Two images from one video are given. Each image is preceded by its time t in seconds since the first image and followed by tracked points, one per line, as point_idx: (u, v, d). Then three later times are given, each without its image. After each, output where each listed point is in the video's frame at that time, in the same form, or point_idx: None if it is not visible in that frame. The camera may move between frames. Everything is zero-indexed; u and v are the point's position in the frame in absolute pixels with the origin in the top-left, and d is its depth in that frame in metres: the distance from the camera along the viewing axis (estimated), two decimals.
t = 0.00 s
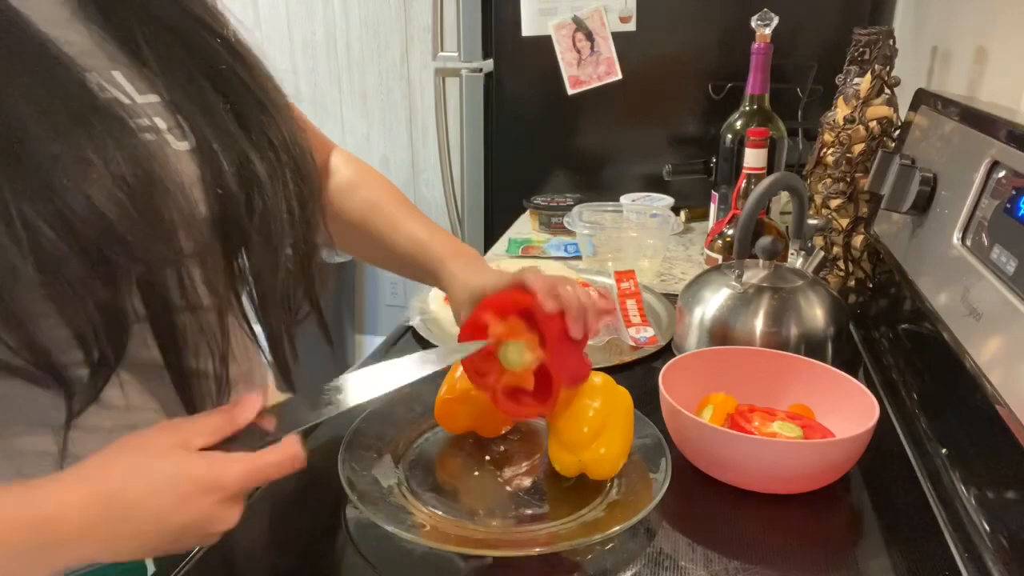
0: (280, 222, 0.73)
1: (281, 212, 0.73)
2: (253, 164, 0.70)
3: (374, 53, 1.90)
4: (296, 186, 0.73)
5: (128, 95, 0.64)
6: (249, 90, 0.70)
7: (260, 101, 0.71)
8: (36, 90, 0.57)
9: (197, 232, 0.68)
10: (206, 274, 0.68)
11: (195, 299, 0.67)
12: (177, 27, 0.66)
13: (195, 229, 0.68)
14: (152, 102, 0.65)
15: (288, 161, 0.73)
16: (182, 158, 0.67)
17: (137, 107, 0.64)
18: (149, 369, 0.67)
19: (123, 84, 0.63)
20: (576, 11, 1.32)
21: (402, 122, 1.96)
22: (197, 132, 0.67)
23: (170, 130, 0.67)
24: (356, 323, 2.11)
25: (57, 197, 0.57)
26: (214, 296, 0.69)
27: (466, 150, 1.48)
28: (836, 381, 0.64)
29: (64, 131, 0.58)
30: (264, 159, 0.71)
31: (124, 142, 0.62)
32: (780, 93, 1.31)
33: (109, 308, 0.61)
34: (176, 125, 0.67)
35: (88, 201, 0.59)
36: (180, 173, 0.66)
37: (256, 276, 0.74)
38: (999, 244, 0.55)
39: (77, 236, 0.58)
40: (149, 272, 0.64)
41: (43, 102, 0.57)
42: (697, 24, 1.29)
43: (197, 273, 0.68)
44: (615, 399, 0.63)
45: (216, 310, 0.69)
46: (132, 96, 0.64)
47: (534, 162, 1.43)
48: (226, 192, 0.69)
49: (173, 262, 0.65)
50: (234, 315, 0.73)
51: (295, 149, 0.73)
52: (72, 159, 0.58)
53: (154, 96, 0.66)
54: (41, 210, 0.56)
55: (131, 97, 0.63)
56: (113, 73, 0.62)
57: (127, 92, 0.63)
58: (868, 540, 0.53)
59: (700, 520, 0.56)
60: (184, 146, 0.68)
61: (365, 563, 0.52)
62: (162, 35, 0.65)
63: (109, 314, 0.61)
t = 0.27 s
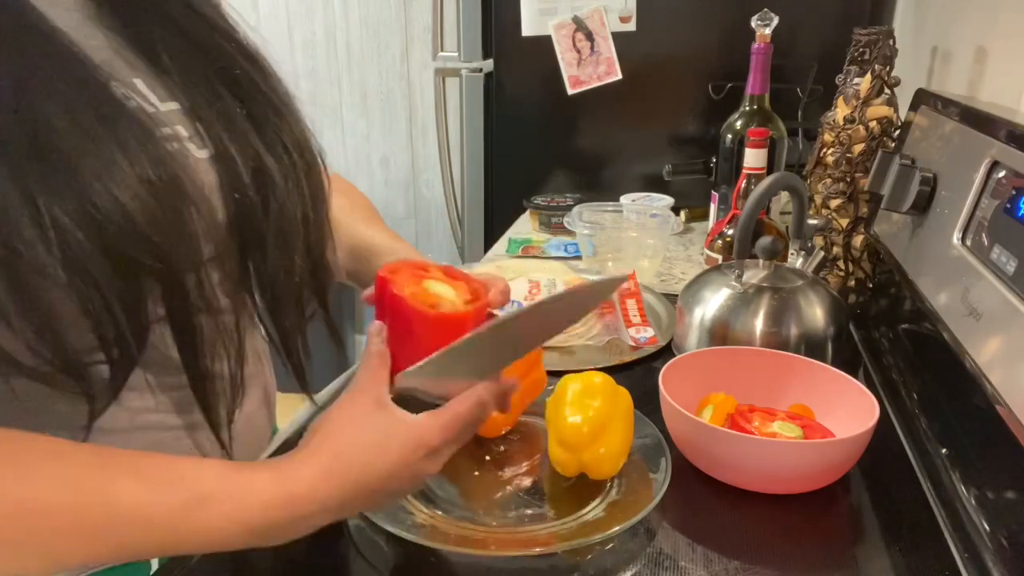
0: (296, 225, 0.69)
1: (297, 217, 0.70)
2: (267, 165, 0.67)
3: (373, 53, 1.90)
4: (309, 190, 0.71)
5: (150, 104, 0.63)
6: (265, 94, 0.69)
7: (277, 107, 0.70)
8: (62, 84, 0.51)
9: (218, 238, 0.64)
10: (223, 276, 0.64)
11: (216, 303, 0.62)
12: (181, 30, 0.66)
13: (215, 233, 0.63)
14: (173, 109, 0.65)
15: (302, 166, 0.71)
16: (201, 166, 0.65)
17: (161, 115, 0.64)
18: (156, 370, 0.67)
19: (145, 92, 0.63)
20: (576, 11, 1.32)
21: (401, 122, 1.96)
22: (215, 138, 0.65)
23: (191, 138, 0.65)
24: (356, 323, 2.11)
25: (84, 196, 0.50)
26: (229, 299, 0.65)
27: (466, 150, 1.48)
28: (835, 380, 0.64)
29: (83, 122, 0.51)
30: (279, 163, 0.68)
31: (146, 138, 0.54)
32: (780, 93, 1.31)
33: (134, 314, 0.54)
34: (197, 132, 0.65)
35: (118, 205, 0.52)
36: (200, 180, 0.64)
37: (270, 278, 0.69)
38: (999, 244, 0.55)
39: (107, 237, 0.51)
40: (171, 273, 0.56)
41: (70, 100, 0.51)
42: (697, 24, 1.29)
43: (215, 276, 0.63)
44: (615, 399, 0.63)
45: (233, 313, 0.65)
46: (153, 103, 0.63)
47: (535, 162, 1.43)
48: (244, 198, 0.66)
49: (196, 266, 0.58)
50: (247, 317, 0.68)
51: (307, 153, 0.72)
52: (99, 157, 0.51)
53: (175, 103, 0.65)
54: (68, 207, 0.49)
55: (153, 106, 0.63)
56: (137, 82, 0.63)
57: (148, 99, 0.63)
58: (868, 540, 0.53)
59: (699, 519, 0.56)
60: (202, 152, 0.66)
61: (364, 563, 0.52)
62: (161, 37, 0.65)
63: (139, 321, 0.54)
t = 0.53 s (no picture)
0: (301, 230, 0.68)
1: (303, 221, 0.68)
2: (272, 167, 0.66)
3: (373, 53, 1.90)
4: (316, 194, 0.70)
5: (155, 108, 0.64)
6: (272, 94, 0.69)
7: (283, 109, 0.69)
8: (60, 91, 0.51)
9: (221, 242, 0.63)
10: (227, 281, 0.63)
11: (218, 308, 0.62)
12: (181, 29, 0.66)
13: (218, 239, 0.63)
14: (179, 112, 0.65)
15: (308, 171, 0.70)
16: (206, 169, 0.64)
17: (168, 118, 0.64)
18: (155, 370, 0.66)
19: (152, 95, 0.64)
20: (576, 11, 1.32)
21: (401, 122, 1.96)
22: (221, 142, 0.64)
23: (197, 141, 0.65)
24: (356, 323, 2.11)
25: (82, 202, 0.50)
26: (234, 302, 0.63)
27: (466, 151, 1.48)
28: (835, 380, 0.64)
29: (83, 126, 0.51)
30: (283, 164, 0.67)
31: (150, 144, 0.55)
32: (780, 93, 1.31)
33: (132, 321, 0.53)
34: (202, 135, 0.64)
35: (115, 210, 0.51)
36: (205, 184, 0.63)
37: (275, 284, 0.69)
38: (999, 244, 0.55)
39: (104, 245, 0.51)
40: (171, 280, 0.55)
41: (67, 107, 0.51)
42: (697, 24, 1.29)
43: (218, 281, 0.62)
44: (615, 399, 0.63)
45: (236, 318, 0.64)
46: (159, 107, 0.64)
47: (535, 162, 1.43)
48: (250, 204, 0.65)
49: (197, 271, 0.58)
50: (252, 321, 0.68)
51: (313, 153, 0.71)
52: (96, 163, 0.51)
53: (181, 105, 0.65)
54: (64, 214, 0.49)
55: (157, 111, 0.63)
56: (141, 84, 0.64)
57: (154, 103, 0.64)
58: (868, 540, 0.53)
59: (699, 519, 0.56)
60: (209, 157, 0.65)
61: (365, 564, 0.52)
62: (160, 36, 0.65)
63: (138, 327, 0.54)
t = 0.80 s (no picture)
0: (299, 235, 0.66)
1: (302, 227, 0.67)
2: (269, 173, 0.64)
3: (373, 53, 1.90)
4: (315, 199, 0.68)
5: (150, 111, 0.61)
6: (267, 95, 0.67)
7: (285, 117, 0.68)
8: (52, 92, 0.50)
9: (217, 247, 0.61)
10: (224, 286, 0.61)
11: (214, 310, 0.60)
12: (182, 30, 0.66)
13: (215, 244, 0.61)
14: (174, 115, 0.62)
15: (308, 179, 0.68)
16: (201, 174, 0.62)
17: (162, 121, 0.61)
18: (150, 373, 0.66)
19: (146, 97, 0.62)
20: (576, 11, 1.32)
21: (401, 122, 1.96)
22: (220, 148, 0.62)
23: (193, 144, 0.62)
24: (356, 323, 2.11)
25: (70, 206, 0.49)
26: (231, 304, 0.61)
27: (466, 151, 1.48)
28: (834, 380, 0.64)
29: (72, 129, 0.51)
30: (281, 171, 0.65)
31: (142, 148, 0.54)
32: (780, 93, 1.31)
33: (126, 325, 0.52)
34: (198, 138, 0.62)
35: (104, 213, 0.50)
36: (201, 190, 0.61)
37: (271, 289, 0.66)
38: (999, 244, 0.55)
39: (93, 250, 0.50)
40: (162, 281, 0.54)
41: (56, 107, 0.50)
42: (697, 24, 1.29)
43: (214, 284, 0.60)
44: (615, 399, 0.63)
45: (234, 322, 0.62)
46: (153, 109, 0.61)
47: (535, 162, 1.43)
48: (247, 211, 0.63)
49: (193, 274, 0.57)
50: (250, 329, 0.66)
51: (312, 162, 0.69)
52: (86, 166, 0.50)
53: (177, 109, 0.63)
54: (54, 218, 0.48)
55: (152, 113, 0.61)
56: (136, 86, 0.62)
57: (149, 106, 0.61)
58: (868, 540, 0.53)
59: (699, 519, 0.56)
60: (206, 162, 0.62)
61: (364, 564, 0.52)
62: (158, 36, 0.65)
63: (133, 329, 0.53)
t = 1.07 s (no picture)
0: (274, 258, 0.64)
1: (283, 236, 0.64)
2: (248, 181, 0.61)
3: (373, 53, 1.90)
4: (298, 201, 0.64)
5: (127, 118, 0.56)
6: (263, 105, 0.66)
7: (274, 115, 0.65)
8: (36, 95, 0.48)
9: (195, 259, 0.60)
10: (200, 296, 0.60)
11: (188, 322, 0.59)
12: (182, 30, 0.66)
13: (189, 257, 0.59)
14: (152, 124, 0.57)
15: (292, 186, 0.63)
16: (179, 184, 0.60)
17: (140, 131, 0.57)
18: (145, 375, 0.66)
19: (126, 106, 0.56)
20: (576, 11, 1.32)
21: (402, 122, 1.96)
22: (198, 159, 0.59)
23: (172, 153, 0.59)
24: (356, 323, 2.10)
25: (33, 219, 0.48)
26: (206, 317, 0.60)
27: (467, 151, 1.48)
28: (834, 380, 0.64)
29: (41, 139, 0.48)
30: (259, 176, 0.61)
31: (117, 155, 0.52)
32: (780, 93, 1.31)
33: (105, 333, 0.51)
34: (179, 148, 0.58)
35: (66, 227, 0.49)
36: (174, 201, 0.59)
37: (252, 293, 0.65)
38: (999, 244, 0.55)
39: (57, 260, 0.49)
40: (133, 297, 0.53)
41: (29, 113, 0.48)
42: (696, 24, 1.29)
43: (189, 297, 0.59)
44: (615, 399, 0.63)
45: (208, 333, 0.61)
46: (131, 119, 0.56)
47: (535, 162, 1.43)
48: (224, 219, 0.60)
49: (165, 284, 0.56)
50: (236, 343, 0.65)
51: (302, 167, 0.63)
52: (56, 176, 0.49)
53: (156, 117, 0.57)
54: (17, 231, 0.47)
55: (127, 122, 0.56)
56: (115, 95, 0.56)
57: (128, 113, 0.57)
58: (868, 540, 0.53)
59: (699, 518, 0.56)
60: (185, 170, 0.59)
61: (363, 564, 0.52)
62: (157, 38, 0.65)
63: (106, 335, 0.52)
